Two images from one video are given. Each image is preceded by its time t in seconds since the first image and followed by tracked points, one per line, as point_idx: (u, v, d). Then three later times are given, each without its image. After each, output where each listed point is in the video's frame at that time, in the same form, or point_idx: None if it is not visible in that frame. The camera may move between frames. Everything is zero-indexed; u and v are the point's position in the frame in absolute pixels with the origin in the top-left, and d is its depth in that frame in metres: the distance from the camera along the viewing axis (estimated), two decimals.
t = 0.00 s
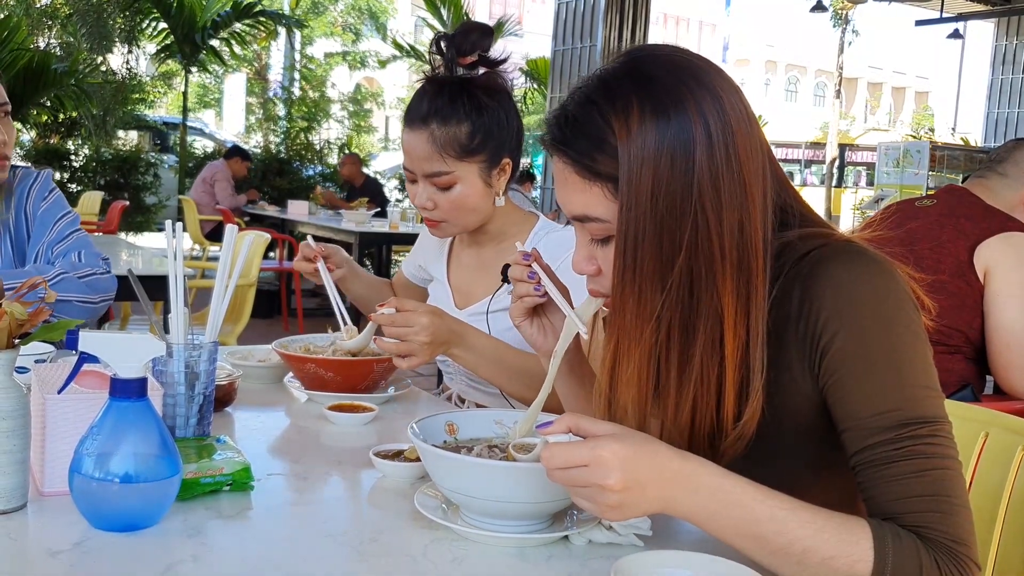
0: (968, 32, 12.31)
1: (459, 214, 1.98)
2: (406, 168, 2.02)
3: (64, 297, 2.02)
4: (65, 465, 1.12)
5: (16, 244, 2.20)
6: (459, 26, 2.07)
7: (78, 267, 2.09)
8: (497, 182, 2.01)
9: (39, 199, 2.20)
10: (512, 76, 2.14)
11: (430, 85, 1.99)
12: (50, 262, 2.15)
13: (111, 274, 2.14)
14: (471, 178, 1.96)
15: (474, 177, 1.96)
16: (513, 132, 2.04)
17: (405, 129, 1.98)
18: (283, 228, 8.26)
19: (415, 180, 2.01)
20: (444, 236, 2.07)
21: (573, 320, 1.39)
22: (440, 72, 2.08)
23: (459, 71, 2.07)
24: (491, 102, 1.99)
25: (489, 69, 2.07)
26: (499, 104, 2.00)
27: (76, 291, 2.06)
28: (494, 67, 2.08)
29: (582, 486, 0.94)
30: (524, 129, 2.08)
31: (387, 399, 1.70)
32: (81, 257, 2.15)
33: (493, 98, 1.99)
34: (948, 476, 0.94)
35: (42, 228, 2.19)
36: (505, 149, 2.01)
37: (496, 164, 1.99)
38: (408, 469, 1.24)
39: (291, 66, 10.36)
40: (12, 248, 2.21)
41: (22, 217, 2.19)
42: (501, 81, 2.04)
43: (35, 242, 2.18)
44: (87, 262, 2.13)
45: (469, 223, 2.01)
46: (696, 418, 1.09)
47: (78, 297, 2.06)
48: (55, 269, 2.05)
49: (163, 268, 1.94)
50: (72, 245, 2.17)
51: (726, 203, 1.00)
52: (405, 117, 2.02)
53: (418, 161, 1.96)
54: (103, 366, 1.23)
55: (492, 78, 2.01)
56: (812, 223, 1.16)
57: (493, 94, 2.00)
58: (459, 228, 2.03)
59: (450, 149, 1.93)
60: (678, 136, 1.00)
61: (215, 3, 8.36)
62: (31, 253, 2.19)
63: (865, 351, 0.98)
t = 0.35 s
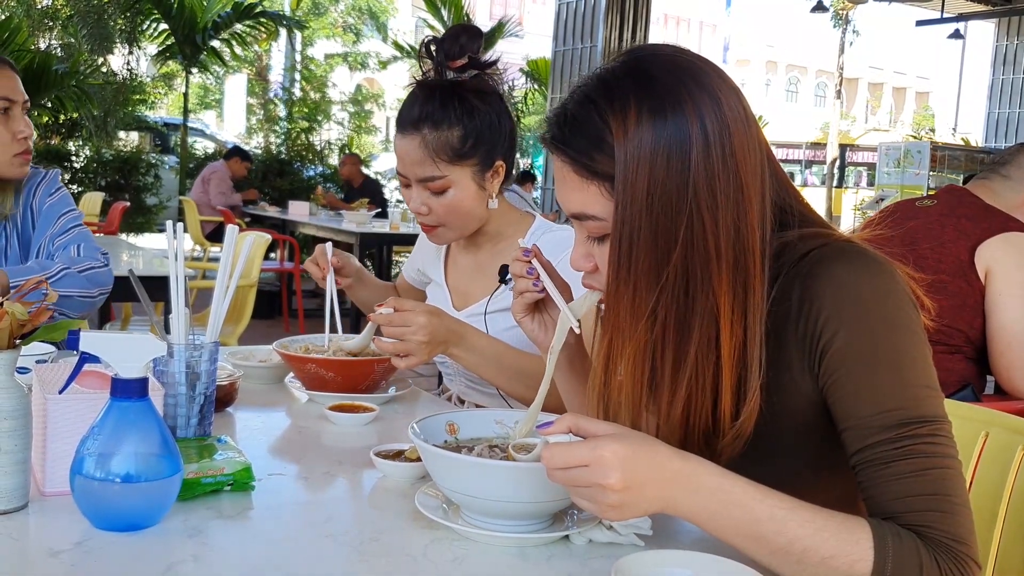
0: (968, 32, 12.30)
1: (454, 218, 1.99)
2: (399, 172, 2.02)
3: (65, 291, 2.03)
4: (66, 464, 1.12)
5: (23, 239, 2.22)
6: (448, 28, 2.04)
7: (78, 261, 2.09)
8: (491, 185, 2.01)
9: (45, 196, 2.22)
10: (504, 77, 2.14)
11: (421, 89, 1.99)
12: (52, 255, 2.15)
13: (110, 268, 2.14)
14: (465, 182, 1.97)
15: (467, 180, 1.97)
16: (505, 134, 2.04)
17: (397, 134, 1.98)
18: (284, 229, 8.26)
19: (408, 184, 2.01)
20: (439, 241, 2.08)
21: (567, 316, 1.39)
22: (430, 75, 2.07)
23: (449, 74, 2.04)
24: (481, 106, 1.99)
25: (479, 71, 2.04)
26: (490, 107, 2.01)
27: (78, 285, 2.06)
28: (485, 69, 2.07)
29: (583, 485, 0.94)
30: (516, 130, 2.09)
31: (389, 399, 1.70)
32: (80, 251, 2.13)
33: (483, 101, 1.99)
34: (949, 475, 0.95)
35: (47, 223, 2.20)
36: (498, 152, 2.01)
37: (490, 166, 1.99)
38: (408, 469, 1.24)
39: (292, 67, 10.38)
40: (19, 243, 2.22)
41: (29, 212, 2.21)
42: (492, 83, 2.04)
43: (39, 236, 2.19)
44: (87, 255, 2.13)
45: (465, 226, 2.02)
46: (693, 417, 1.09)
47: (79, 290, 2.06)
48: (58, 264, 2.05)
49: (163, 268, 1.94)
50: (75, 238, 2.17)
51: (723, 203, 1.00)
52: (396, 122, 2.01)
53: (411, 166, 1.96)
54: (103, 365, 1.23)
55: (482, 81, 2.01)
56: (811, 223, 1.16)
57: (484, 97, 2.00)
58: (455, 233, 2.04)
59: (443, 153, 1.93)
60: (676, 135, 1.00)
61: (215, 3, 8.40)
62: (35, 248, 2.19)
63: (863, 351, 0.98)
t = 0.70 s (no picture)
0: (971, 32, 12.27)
1: (459, 216, 1.99)
2: (404, 172, 2.02)
3: (69, 295, 2.03)
4: (69, 465, 1.12)
5: (31, 240, 2.23)
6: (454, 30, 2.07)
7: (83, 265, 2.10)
8: (496, 184, 2.01)
9: (53, 198, 2.23)
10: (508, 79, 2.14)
11: (426, 90, 2.00)
12: (59, 258, 2.16)
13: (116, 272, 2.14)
14: (470, 181, 1.96)
15: (472, 180, 1.96)
16: (510, 133, 2.04)
17: (402, 134, 1.98)
18: (285, 229, 8.27)
19: (413, 183, 2.01)
20: (445, 238, 2.08)
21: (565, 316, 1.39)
22: (435, 76, 2.08)
23: (454, 75, 2.06)
24: (487, 105, 1.99)
25: (485, 72, 2.05)
26: (494, 107, 2.00)
27: (82, 289, 2.06)
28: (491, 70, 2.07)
29: (586, 485, 0.95)
30: (520, 130, 2.09)
31: (390, 400, 1.70)
32: (86, 254, 2.14)
33: (488, 101, 1.99)
34: (952, 475, 0.95)
35: (55, 225, 2.21)
36: (503, 151, 2.01)
37: (495, 166, 1.99)
38: (409, 470, 1.24)
39: (293, 68, 10.37)
40: (26, 245, 2.23)
41: (37, 215, 2.22)
42: (496, 83, 2.04)
43: (46, 238, 2.20)
44: (93, 259, 2.14)
45: (470, 224, 2.02)
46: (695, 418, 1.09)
47: (83, 294, 2.06)
48: (62, 267, 2.05)
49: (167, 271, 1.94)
50: (81, 241, 2.18)
51: (724, 204, 1.00)
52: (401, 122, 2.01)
53: (416, 165, 1.96)
54: (106, 367, 1.24)
55: (487, 81, 2.01)
56: (811, 224, 1.16)
57: (489, 97, 2.00)
58: (460, 230, 2.03)
59: (447, 152, 1.93)
60: (674, 137, 1.00)
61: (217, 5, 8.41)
62: (42, 250, 2.20)
63: (863, 353, 0.98)
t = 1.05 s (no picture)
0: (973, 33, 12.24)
1: (467, 213, 2.00)
2: (414, 168, 2.03)
3: (74, 297, 2.05)
4: (73, 463, 1.13)
5: (36, 241, 2.24)
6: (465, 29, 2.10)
7: (88, 267, 2.11)
8: (505, 182, 2.02)
9: (57, 200, 2.23)
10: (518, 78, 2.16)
11: (437, 87, 2.00)
12: (64, 259, 2.17)
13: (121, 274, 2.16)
14: (479, 178, 1.97)
15: (482, 177, 1.97)
16: (520, 132, 2.05)
17: (413, 130, 1.99)
18: (287, 230, 8.29)
19: (423, 180, 2.02)
20: (452, 235, 2.09)
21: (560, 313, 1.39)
22: (447, 73, 2.11)
23: (466, 73, 2.10)
24: (498, 104, 1.99)
25: (495, 71, 2.09)
26: (505, 105, 2.01)
27: (86, 291, 2.08)
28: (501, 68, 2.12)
29: (587, 483, 0.95)
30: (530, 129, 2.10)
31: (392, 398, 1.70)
32: (91, 256, 2.15)
33: (500, 99, 2.00)
34: (951, 473, 0.95)
35: (59, 226, 2.22)
36: (512, 150, 2.02)
37: (504, 164, 2.00)
38: (410, 467, 1.24)
39: (295, 68, 10.37)
40: (31, 246, 2.24)
41: (41, 216, 2.22)
42: (506, 82, 2.06)
43: (51, 239, 2.21)
44: (98, 261, 2.15)
45: (478, 222, 2.03)
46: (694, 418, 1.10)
47: (88, 296, 2.08)
48: (67, 269, 2.07)
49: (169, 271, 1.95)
50: (87, 243, 2.19)
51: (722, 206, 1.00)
52: (412, 119, 2.02)
53: (426, 161, 1.97)
54: (110, 365, 1.24)
55: (497, 80, 2.01)
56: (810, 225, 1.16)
57: (500, 95, 2.01)
58: (468, 227, 2.04)
59: (459, 149, 1.94)
60: (672, 140, 1.00)
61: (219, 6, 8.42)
62: (46, 251, 2.21)
63: (860, 354, 0.98)
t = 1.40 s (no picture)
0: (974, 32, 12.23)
1: (472, 211, 1.99)
2: (420, 165, 2.01)
3: (74, 295, 2.04)
4: (70, 465, 1.12)
5: (35, 239, 2.24)
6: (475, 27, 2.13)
7: (87, 265, 2.11)
8: (511, 181, 2.01)
9: (57, 198, 2.23)
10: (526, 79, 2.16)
11: (446, 84, 1.99)
12: (62, 257, 2.16)
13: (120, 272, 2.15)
14: (486, 177, 1.96)
15: (488, 175, 1.96)
16: (528, 131, 2.05)
17: (420, 126, 1.98)
18: (287, 229, 8.27)
19: (428, 177, 2.01)
20: (457, 235, 2.08)
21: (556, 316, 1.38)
22: (456, 71, 2.14)
23: (475, 70, 2.12)
24: (506, 102, 1.99)
25: (503, 70, 2.11)
26: (514, 104, 2.01)
27: (87, 289, 2.08)
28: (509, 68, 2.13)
29: (588, 485, 0.94)
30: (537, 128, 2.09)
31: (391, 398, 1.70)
32: (90, 254, 2.15)
33: (508, 97, 2.00)
34: (953, 474, 0.94)
35: (57, 224, 2.21)
36: (520, 149, 2.01)
37: (511, 163, 1.99)
38: (410, 469, 1.24)
39: (294, 67, 10.36)
40: (30, 244, 2.24)
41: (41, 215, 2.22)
42: (514, 81, 2.05)
43: (49, 237, 2.20)
44: (96, 259, 2.15)
45: (483, 221, 2.02)
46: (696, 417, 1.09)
47: (88, 294, 2.08)
48: (67, 267, 2.06)
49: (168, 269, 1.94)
50: (85, 242, 2.18)
51: (725, 203, 1.00)
52: (419, 115, 2.01)
53: (433, 158, 1.96)
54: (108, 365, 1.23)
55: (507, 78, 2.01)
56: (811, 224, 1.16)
57: (509, 94, 2.00)
58: (473, 227, 2.03)
59: (466, 147, 1.93)
60: (675, 137, 1.00)
61: (218, 4, 8.41)
62: (45, 249, 2.20)
63: (863, 354, 0.97)
